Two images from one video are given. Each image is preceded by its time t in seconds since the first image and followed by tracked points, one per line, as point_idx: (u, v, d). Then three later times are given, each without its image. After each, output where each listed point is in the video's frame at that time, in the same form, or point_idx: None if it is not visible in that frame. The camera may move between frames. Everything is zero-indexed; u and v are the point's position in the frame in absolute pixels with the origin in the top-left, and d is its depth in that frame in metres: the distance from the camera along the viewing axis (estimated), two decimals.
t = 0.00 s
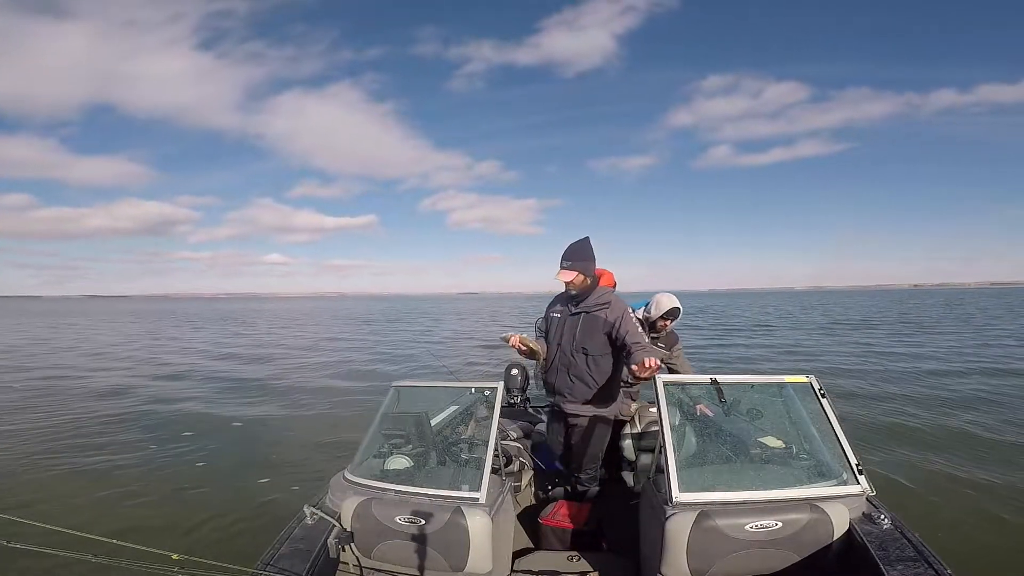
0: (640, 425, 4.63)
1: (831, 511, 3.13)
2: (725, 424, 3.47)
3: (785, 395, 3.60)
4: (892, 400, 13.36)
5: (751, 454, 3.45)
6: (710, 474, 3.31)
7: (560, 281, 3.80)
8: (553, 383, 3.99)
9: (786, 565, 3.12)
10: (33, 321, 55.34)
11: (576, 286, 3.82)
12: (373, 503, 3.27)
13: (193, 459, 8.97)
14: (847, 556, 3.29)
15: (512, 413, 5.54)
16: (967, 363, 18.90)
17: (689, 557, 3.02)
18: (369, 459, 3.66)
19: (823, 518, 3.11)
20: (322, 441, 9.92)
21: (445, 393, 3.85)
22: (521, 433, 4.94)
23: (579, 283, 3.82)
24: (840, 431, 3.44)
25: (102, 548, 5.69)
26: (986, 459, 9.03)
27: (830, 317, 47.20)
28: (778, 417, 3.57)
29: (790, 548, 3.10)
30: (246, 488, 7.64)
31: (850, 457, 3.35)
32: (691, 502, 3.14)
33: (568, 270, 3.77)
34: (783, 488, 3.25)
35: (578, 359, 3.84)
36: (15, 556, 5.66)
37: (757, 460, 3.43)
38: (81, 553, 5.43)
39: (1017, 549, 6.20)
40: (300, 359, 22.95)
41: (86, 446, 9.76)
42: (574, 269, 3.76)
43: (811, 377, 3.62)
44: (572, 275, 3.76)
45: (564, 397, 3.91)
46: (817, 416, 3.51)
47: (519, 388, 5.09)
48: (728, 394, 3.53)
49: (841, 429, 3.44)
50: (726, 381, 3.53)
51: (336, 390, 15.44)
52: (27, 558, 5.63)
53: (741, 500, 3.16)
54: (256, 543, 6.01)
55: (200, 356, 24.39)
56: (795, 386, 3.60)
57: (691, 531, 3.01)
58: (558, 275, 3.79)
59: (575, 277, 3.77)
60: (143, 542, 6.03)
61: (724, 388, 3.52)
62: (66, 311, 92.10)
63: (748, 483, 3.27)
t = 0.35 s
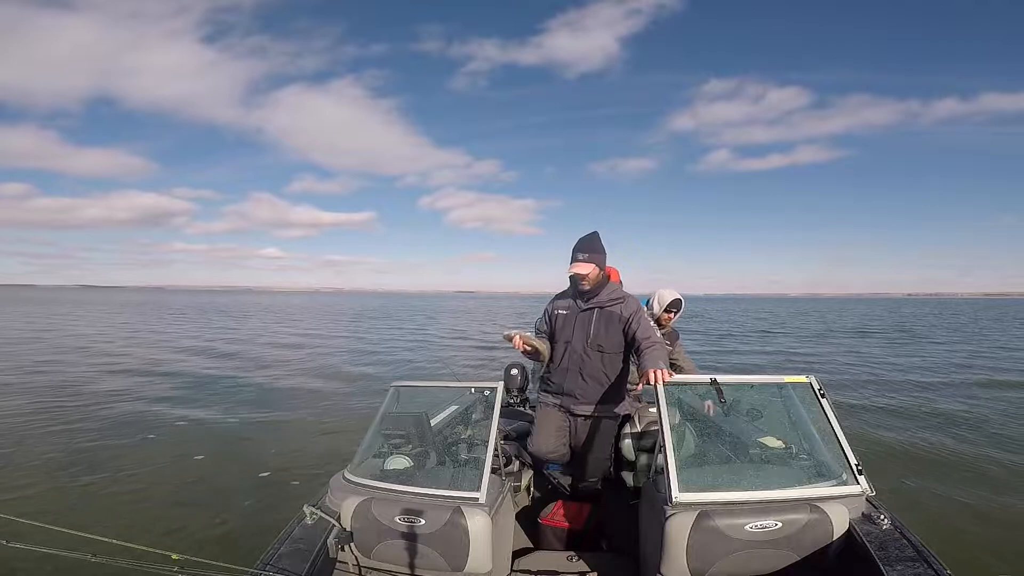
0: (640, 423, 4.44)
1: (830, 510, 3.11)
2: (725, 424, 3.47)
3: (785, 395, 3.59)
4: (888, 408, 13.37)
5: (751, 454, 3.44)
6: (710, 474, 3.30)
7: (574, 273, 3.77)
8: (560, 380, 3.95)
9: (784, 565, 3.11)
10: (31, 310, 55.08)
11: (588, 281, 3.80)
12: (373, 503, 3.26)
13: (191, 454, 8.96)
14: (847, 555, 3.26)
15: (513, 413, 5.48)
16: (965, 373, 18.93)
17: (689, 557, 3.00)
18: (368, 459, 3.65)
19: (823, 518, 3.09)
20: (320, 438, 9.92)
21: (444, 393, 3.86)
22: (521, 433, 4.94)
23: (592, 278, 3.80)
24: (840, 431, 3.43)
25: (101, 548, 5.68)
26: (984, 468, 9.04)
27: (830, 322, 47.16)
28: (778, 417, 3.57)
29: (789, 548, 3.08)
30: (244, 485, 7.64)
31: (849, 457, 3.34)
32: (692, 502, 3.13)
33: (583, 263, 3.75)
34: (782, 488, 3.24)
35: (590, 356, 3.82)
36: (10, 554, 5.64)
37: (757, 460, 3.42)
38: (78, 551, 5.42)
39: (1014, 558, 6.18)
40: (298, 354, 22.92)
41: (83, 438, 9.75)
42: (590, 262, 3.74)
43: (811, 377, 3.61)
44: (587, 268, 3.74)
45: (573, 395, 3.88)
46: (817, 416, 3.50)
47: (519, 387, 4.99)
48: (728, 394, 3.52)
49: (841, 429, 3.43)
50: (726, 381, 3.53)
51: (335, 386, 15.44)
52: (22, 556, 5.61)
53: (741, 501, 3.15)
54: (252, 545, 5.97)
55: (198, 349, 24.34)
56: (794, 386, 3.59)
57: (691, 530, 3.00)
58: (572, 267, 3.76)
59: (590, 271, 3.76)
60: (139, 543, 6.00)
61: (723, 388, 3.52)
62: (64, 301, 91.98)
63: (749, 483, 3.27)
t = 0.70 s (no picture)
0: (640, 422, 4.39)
1: (830, 510, 3.11)
2: (725, 424, 3.47)
3: (785, 395, 3.60)
4: (887, 409, 13.38)
5: (751, 454, 3.45)
6: (710, 474, 3.31)
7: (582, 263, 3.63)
8: (570, 379, 3.80)
9: (783, 565, 3.11)
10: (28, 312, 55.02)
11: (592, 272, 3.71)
12: (373, 503, 3.25)
13: (189, 455, 8.95)
14: (846, 555, 3.27)
15: (512, 413, 5.47)
16: (963, 373, 18.93)
17: (689, 557, 3.01)
18: (368, 458, 3.64)
19: (823, 518, 3.09)
20: (320, 440, 9.92)
21: (444, 393, 3.87)
22: (521, 433, 4.93)
23: (596, 269, 3.71)
24: (840, 431, 3.44)
25: (105, 547, 5.70)
26: (983, 469, 9.04)
27: (828, 323, 47.22)
28: (778, 416, 3.57)
29: (789, 548, 3.08)
30: (242, 486, 7.64)
31: (849, 457, 3.35)
32: (692, 502, 3.13)
33: (590, 253, 3.62)
34: (783, 488, 3.24)
35: (602, 351, 3.74)
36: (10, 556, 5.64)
37: (757, 460, 3.42)
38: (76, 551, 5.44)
39: (1014, 560, 6.17)
40: (296, 357, 22.92)
41: (81, 440, 9.73)
42: (597, 252, 3.64)
43: (811, 377, 3.62)
44: (594, 258, 3.62)
45: (587, 393, 3.76)
46: (817, 415, 3.51)
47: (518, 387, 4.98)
48: (728, 394, 3.53)
49: (841, 429, 3.44)
50: (726, 381, 3.53)
51: (334, 388, 15.44)
52: (21, 558, 5.61)
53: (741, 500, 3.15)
54: (252, 546, 5.99)
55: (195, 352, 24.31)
56: (794, 386, 3.60)
57: (691, 530, 3.00)
58: (578, 258, 3.63)
59: (597, 262, 3.67)
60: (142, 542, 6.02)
61: (723, 388, 3.53)
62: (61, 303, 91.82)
63: (749, 483, 3.27)
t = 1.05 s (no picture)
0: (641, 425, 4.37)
1: (830, 510, 3.12)
2: (726, 424, 3.50)
3: (786, 395, 3.63)
4: (889, 403, 13.35)
5: (751, 454, 3.47)
6: (710, 473, 3.33)
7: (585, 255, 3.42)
8: (567, 395, 3.57)
9: (785, 566, 3.11)
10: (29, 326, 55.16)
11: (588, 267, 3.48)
12: (373, 503, 3.27)
13: (188, 464, 8.97)
14: (847, 556, 3.17)
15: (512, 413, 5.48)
16: (963, 366, 18.92)
17: (689, 557, 3.03)
18: (368, 459, 3.67)
19: (823, 518, 3.11)
20: (321, 445, 9.97)
21: (444, 394, 3.91)
22: (521, 433, 4.94)
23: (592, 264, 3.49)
24: (840, 431, 3.46)
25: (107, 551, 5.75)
26: (986, 462, 9.01)
27: (827, 320, 47.40)
28: (778, 416, 3.60)
29: (790, 548, 3.09)
30: (245, 491, 7.74)
31: (850, 456, 3.37)
32: (692, 502, 3.16)
33: (587, 243, 3.44)
34: (783, 488, 3.27)
35: (601, 366, 3.56)
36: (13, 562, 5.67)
37: (757, 460, 3.45)
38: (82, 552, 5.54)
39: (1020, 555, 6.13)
40: (296, 364, 22.99)
41: (84, 451, 9.80)
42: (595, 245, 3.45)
43: (811, 377, 3.64)
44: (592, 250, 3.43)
45: (585, 413, 3.56)
46: (817, 415, 3.53)
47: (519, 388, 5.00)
48: (728, 394, 3.55)
49: (841, 429, 3.46)
50: (726, 381, 3.56)
51: (334, 395, 15.51)
52: (27, 562, 5.68)
53: (743, 500, 3.17)
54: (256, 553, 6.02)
55: (196, 361, 24.40)
56: (795, 386, 3.62)
57: (692, 531, 3.02)
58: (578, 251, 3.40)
59: (596, 255, 3.45)
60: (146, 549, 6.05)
61: (723, 388, 3.55)
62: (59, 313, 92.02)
63: (749, 482, 3.29)
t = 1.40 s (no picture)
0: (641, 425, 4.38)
1: (830, 511, 3.13)
2: (726, 424, 3.51)
3: (786, 395, 3.65)
4: (886, 403, 13.40)
5: (752, 454, 3.49)
6: (711, 473, 3.35)
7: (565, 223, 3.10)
8: (566, 387, 3.22)
9: (786, 566, 3.12)
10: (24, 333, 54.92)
11: (569, 239, 3.17)
12: (373, 502, 3.27)
13: (185, 471, 8.95)
14: (847, 556, 3.18)
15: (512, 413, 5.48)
16: (958, 365, 19.04)
17: (689, 557, 3.03)
18: (368, 459, 3.67)
19: (823, 518, 3.12)
20: (320, 450, 9.96)
21: (445, 394, 3.93)
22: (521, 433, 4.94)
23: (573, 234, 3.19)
24: (840, 431, 3.48)
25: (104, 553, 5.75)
26: (982, 461, 9.06)
27: (824, 320, 47.69)
28: (778, 416, 3.62)
29: (790, 548, 3.10)
30: (246, 495, 7.77)
31: (850, 457, 3.39)
32: (692, 502, 3.17)
33: (564, 212, 3.12)
34: (783, 487, 3.29)
35: (601, 347, 3.25)
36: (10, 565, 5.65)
37: (757, 460, 3.46)
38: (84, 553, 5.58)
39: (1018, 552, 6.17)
40: (294, 368, 22.98)
41: (81, 457, 9.78)
42: (572, 212, 3.13)
43: (811, 377, 3.66)
44: (570, 218, 3.12)
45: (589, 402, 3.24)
46: (817, 415, 3.55)
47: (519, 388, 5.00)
48: (728, 394, 3.57)
49: (841, 429, 3.48)
50: (726, 381, 3.59)
51: (333, 399, 15.52)
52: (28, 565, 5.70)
53: (743, 501, 3.19)
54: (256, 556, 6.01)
55: (193, 366, 24.38)
56: (795, 386, 3.64)
57: (692, 531, 3.03)
58: (555, 223, 3.07)
59: (576, 222, 3.17)
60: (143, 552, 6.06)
61: (723, 388, 3.59)
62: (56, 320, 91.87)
63: (749, 482, 3.31)
